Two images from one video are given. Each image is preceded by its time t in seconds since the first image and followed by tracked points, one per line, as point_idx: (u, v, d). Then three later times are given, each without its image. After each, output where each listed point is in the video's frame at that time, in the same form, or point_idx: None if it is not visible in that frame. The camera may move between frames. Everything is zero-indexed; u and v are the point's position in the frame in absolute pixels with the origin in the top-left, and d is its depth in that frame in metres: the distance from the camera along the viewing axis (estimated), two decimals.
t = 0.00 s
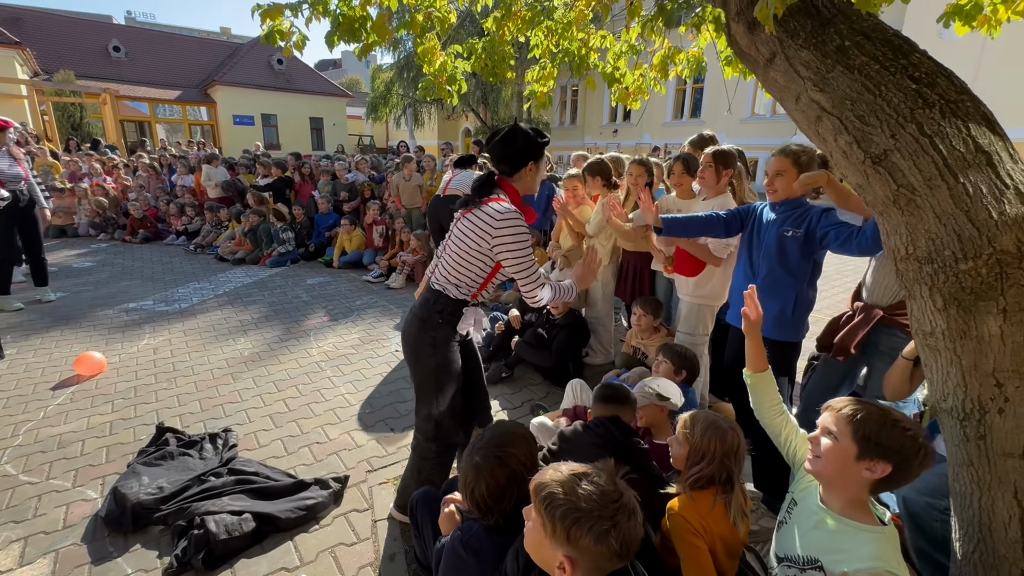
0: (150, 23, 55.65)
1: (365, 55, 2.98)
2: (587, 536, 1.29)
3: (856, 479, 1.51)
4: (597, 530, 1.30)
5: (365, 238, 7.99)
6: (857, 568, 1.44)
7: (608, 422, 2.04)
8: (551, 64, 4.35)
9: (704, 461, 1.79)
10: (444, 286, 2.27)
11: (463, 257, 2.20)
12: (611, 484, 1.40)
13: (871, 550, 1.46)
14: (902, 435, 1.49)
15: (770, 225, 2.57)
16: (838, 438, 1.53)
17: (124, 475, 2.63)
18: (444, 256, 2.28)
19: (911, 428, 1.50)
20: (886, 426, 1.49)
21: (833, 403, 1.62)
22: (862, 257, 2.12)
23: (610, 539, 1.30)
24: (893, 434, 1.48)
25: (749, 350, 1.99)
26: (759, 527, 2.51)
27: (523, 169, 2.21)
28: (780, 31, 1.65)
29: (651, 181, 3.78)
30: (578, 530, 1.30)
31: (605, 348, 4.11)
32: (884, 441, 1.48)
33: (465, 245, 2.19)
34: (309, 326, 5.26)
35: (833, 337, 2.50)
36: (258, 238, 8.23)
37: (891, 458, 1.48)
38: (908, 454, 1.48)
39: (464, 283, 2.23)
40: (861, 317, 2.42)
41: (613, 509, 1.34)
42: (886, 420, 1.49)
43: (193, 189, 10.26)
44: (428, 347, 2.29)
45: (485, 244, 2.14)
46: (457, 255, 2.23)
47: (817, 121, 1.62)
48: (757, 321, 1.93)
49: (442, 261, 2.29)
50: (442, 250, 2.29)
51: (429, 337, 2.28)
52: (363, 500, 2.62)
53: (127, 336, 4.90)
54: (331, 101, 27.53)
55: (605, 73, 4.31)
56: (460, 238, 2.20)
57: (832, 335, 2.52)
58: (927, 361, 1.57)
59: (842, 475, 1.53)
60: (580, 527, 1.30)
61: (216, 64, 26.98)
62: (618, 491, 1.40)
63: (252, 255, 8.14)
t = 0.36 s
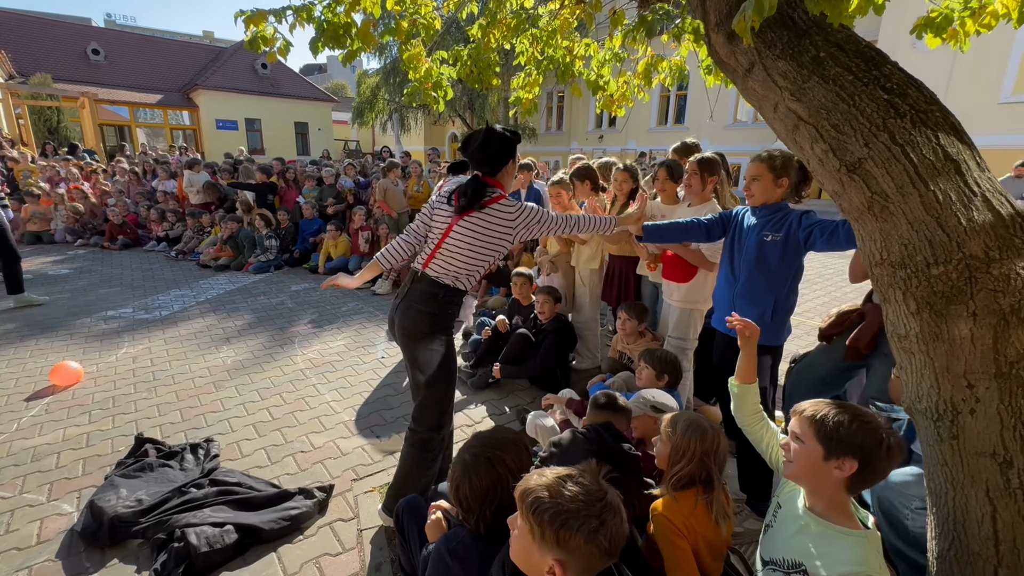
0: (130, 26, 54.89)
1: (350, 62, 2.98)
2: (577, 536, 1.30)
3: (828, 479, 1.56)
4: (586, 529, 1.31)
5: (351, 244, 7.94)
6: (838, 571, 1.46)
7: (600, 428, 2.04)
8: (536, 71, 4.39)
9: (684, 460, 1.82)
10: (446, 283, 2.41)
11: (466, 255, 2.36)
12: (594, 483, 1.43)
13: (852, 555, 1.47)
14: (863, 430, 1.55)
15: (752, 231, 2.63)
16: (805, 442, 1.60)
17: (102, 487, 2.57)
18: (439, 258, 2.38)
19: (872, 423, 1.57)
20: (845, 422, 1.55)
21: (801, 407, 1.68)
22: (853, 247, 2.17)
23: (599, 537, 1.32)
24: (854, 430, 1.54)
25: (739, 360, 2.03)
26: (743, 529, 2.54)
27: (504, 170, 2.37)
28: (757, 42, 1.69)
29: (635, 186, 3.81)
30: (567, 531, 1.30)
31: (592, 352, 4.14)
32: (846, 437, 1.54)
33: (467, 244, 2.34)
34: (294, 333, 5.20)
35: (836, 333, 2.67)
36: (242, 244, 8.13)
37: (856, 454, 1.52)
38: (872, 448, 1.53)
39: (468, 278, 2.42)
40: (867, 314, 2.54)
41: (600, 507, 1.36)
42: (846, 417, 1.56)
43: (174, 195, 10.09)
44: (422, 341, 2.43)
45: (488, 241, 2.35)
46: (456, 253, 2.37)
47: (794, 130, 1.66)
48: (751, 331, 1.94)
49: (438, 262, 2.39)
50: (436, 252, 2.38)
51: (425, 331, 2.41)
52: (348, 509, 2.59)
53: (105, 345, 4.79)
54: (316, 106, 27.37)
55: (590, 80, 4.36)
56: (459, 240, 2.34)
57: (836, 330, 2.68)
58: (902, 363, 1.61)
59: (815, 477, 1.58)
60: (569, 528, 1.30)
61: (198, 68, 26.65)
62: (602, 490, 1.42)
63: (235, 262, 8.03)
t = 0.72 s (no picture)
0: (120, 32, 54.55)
1: (338, 68, 2.97)
2: (559, 547, 1.30)
3: (806, 486, 1.57)
4: (568, 540, 1.31)
5: (342, 250, 7.91)
6: None
7: (587, 433, 2.04)
8: (526, 79, 4.41)
9: (668, 466, 1.82)
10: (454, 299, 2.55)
11: (473, 269, 2.52)
12: (573, 493, 1.43)
13: (833, 562, 1.48)
14: (841, 441, 1.54)
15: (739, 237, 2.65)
16: (785, 450, 1.62)
17: (84, 499, 2.53)
18: (446, 276, 2.49)
19: (853, 432, 1.55)
20: (823, 432, 1.56)
21: (783, 414, 1.69)
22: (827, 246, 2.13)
23: (581, 547, 1.32)
24: (830, 440, 1.54)
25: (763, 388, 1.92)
26: (732, 534, 2.55)
27: (494, 185, 2.52)
28: (740, 51, 1.72)
29: (626, 193, 3.84)
30: (548, 544, 1.30)
31: (583, 359, 4.14)
32: (822, 447, 1.54)
33: (471, 259, 2.49)
34: (284, 340, 5.17)
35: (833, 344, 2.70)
36: (232, 251, 8.08)
37: (834, 465, 1.52)
38: (850, 458, 1.52)
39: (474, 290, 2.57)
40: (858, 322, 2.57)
41: (580, 517, 1.36)
42: (822, 428, 1.56)
43: (164, 201, 10.01)
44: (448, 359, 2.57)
45: (492, 254, 2.52)
46: (461, 268, 2.51)
47: (777, 138, 1.68)
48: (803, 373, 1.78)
49: (444, 280, 2.50)
50: (442, 270, 2.49)
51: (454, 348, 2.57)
52: (336, 519, 2.56)
53: (90, 354, 4.72)
54: (308, 112, 27.31)
55: (579, 87, 4.40)
56: (463, 256, 2.48)
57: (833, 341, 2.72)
58: (884, 368, 1.62)
59: (795, 484, 1.60)
60: (550, 539, 1.30)
61: (189, 73, 26.55)
62: (582, 500, 1.43)
63: (226, 268, 7.98)
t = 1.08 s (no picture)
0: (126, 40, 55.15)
1: (344, 77, 3.01)
2: (559, 554, 1.31)
3: (813, 497, 1.58)
4: (568, 547, 1.32)
5: (346, 256, 7.94)
6: None
7: (577, 439, 2.04)
8: (529, 86, 4.45)
9: (675, 473, 1.83)
10: (474, 284, 2.78)
11: (494, 257, 2.78)
12: (573, 498, 1.44)
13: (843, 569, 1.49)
14: (846, 454, 1.53)
15: (742, 243, 2.65)
16: (793, 461, 1.62)
17: (90, 504, 2.54)
18: (470, 262, 2.74)
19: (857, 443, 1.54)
20: (827, 443, 1.55)
21: (791, 423, 1.69)
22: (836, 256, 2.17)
23: (581, 554, 1.32)
24: (835, 452, 1.54)
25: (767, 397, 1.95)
26: (738, 541, 2.54)
27: (512, 188, 2.84)
28: (743, 61, 1.74)
29: (627, 199, 3.86)
30: (549, 550, 1.32)
31: (586, 364, 4.15)
32: (826, 459, 1.54)
33: (490, 248, 2.75)
34: (288, 345, 5.18)
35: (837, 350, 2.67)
36: (237, 257, 8.13)
37: (840, 476, 1.52)
38: (856, 471, 1.51)
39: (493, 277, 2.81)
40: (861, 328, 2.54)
41: (580, 523, 1.37)
42: (826, 439, 1.56)
43: (168, 208, 10.08)
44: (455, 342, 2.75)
45: (510, 245, 2.81)
46: (483, 256, 2.78)
47: (780, 146, 1.70)
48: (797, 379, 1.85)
49: (467, 266, 2.75)
50: (466, 257, 2.75)
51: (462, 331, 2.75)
52: (341, 525, 2.56)
53: (96, 359, 4.75)
54: (311, 118, 27.49)
55: (582, 94, 4.43)
56: (485, 245, 2.75)
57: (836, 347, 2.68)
58: (889, 375, 1.62)
59: (803, 494, 1.60)
60: (550, 546, 1.31)
61: (193, 80, 26.77)
62: (583, 505, 1.43)
63: (230, 274, 8.02)
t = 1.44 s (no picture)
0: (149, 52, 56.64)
1: (363, 88, 3.07)
2: (578, 564, 1.31)
3: (842, 523, 1.55)
4: (587, 557, 1.32)
5: (361, 262, 8.03)
6: None
7: (565, 449, 2.06)
8: (544, 95, 4.49)
9: (693, 480, 1.82)
10: (494, 272, 3.05)
11: (514, 249, 3.05)
12: (592, 508, 1.43)
13: None
14: (879, 480, 1.51)
15: (758, 252, 2.63)
16: (820, 486, 1.59)
17: (114, 507, 2.59)
18: (491, 251, 3.04)
19: (888, 467, 1.52)
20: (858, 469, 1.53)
21: (820, 445, 1.65)
22: (855, 268, 2.12)
23: (600, 565, 1.32)
24: (866, 479, 1.51)
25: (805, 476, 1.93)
26: (757, 555, 2.50)
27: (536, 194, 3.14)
28: (761, 69, 1.74)
29: (643, 206, 3.86)
30: (568, 560, 1.31)
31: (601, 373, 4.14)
32: (857, 486, 1.52)
33: (511, 240, 3.03)
34: (304, 351, 5.24)
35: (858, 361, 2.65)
36: (255, 264, 8.27)
37: (871, 504, 1.50)
38: (889, 499, 1.50)
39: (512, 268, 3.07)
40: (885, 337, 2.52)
41: (599, 533, 1.37)
42: (858, 464, 1.53)
43: (189, 215, 10.30)
44: (478, 326, 3.02)
45: (529, 240, 3.07)
46: (504, 248, 3.06)
47: (799, 154, 1.69)
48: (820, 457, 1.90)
49: (489, 255, 3.05)
50: (489, 247, 3.04)
51: (485, 314, 3.01)
52: (358, 531, 2.58)
53: (118, 363, 4.86)
54: (327, 127, 27.92)
55: (597, 103, 4.46)
56: (507, 238, 3.03)
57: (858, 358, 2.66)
58: (914, 386, 1.60)
59: (829, 519, 1.58)
60: (570, 556, 1.31)
61: (213, 91, 27.40)
62: (601, 515, 1.43)
63: (248, 280, 8.15)
